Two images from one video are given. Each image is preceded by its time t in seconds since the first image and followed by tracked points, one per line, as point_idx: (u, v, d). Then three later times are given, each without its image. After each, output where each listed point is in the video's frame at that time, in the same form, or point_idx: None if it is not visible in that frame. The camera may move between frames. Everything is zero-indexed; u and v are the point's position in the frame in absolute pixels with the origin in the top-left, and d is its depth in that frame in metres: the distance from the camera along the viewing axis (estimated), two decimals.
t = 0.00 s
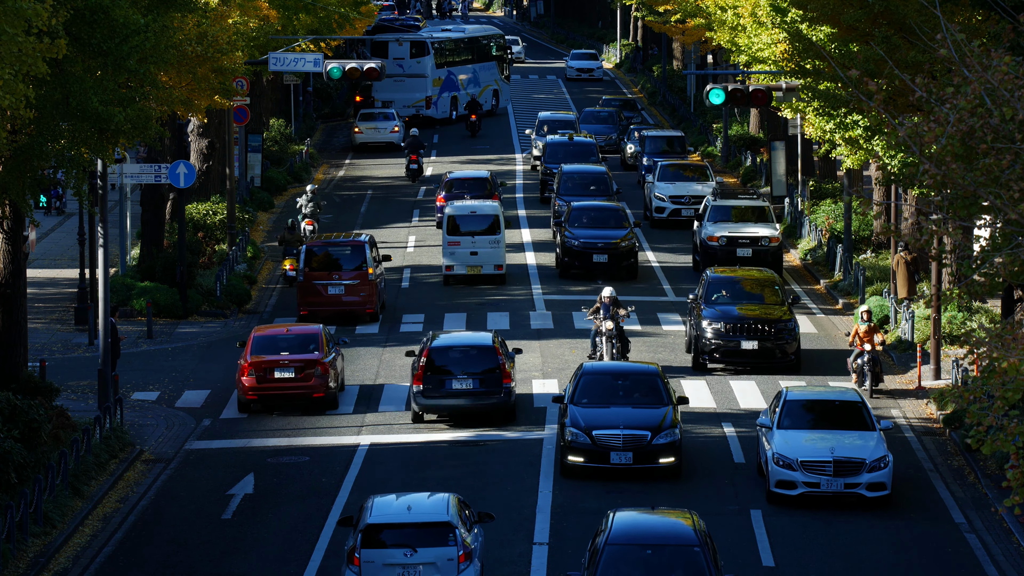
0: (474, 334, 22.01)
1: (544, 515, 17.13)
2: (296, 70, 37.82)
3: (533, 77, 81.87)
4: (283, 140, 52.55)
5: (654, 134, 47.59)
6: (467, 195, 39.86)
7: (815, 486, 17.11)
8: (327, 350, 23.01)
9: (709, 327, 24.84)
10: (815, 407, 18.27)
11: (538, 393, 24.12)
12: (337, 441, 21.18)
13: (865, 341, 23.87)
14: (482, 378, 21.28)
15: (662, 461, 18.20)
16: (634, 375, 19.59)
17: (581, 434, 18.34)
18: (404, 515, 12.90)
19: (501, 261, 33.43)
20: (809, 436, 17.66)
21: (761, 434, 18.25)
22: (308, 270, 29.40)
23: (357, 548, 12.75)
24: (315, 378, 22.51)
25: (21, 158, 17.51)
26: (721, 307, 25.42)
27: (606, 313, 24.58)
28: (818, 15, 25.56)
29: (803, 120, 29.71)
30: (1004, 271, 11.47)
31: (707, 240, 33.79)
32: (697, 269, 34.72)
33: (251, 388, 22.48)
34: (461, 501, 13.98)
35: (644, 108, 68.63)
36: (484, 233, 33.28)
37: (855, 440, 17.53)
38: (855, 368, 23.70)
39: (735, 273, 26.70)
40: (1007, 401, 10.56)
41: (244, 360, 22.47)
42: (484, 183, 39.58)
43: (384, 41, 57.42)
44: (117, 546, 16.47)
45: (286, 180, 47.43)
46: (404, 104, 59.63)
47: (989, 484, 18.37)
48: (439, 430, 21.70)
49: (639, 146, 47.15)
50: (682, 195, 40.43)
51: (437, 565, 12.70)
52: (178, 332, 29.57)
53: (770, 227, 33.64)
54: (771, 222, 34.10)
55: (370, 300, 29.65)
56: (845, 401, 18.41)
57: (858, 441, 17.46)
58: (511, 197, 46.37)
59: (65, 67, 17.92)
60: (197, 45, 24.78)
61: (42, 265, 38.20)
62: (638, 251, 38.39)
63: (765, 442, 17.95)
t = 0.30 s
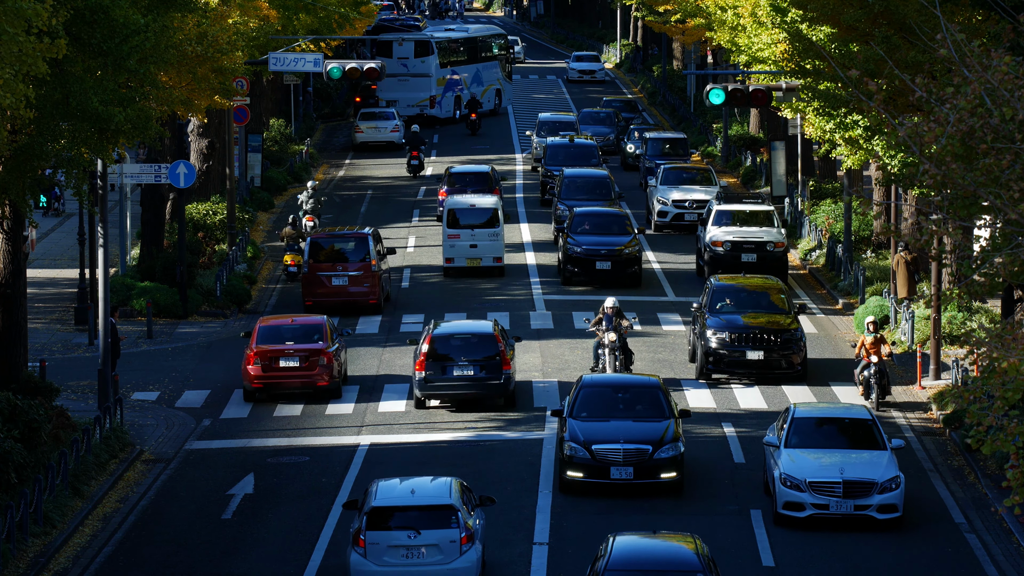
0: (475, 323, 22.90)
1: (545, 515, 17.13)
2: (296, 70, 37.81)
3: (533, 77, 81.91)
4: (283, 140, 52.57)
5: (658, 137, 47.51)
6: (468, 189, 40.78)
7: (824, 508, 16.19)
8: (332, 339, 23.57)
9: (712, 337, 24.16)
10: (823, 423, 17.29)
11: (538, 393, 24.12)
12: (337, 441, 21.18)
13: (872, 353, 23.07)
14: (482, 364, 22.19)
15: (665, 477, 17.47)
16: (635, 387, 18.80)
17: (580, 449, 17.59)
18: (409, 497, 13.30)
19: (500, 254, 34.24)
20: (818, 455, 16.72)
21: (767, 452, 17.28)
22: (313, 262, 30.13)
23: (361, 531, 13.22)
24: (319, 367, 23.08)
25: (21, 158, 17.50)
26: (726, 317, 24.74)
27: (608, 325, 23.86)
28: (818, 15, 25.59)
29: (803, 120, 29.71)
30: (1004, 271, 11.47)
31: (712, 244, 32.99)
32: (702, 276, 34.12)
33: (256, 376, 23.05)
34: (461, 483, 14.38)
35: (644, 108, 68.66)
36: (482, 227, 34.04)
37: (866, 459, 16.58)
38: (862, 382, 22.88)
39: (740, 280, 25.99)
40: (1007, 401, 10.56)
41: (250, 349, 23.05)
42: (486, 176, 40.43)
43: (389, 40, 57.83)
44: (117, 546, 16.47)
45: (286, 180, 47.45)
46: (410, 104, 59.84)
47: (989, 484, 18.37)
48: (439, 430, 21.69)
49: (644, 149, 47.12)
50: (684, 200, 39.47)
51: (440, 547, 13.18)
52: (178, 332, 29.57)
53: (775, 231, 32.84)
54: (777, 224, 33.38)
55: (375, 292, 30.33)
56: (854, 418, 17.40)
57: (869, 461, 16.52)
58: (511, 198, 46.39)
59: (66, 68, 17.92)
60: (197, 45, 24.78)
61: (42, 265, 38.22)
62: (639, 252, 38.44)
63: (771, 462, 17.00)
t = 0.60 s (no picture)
0: (475, 312, 23.89)
1: (545, 515, 17.14)
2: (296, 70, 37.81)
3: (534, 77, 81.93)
4: (283, 140, 52.57)
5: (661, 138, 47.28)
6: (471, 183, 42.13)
7: (833, 531, 15.37)
8: (335, 332, 24.39)
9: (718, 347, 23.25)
10: (832, 444, 16.47)
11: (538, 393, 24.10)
12: (337, 441, 21.17)
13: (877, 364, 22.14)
14: (483, 351, 23.17)
15: (667, 493, 16.69)
16: (637, 400, 18.00)
17: (581, 465, 16.81)
18: (412, 481, 13.96)
19: (499, 246, 35.27)
20: (827, 476, 15.91)
21: (774, 473, 16.46)
22: (319, 255, 31.08)
23: (366, 513, 13.95)
24: (323, 357, 23.89)
25: (22, 158, 17.51)
26: (731, 326, 23.79)
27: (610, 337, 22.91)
28: (818, 15, 25.61)
29: (803, 120, 29.72)
30: (1004, 271, 11.46)
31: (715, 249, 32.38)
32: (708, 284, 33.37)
33: (262, 366, 23.87)
34: (462, 466, 15.03)
35: (644, 108, 68.67)
36: (482, 220, 35.06)
37: (877, 481, 15.76)
38: (869, 394, 21.96)
39: (745, 288, 25.06)
40: (1007, 401, 10.57)
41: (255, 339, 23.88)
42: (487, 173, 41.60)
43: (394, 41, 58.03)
44: (117, 546, 16.47)
45: (286, 180, 47.45)
46: (414, 101, 59.95)
47: (989, 484, 18.37)
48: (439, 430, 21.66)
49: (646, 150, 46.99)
50: (687, 205, 38.97)
51: (441, 529, 13.89)
52: (178, 332, 29.57)
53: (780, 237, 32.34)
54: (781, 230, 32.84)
55: (380, 286, 31.27)
56: (863, 437, 16.58)
57: (880, 482, 15.71)
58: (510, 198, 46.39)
59: (66, 68, 17.91)
60: (197, 45, 24.79)
61: (42, 265, 38.22)
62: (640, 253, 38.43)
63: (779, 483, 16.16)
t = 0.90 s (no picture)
0: (476, 300, 24.75)
1: (544, 515, 17.13)
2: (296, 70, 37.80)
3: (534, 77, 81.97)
4: (283, 140, 52.57)
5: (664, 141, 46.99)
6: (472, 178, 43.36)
7: (843, 557, 14.46)
8: (339, 323, 24.99)
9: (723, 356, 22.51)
10: (841, 464, 15.55)
11: (538, 393, 24.08)
12: (337, 441, 21.16)
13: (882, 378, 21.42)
14: (483, 339, 24.06)
15: (671, 510, 16.03)
16: (639, 414, 17.35)
17: (581, 481, 16.17)
18: (415, 466, 14.78)
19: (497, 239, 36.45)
20: (837, 499, 15.01)
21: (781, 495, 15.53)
22: (325, 249, 31.81)
23: (371, 496, 14.73)
24: (326, 349, 24.50)
25: (21, 158, 17.52)
26: (736, 336, 23.04)
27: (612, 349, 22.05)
28: (818, 15, 25.59)
29: (803, 120, 29.72)
30: (1004, 271, 11.46)
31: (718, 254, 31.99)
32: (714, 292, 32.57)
33: (267, 357, 24.52)
34: (464, 452, 15.84)
35: (644, 108, 68.69)
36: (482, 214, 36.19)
37: (889, 504, 14.85)
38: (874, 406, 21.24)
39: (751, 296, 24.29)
40: (1007, 400, 10.57)
41: (260, 330, 24.51)
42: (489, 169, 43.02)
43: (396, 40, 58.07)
44: (117, 546, 16.47)
45: (286, 180, 47.45)
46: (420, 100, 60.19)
47: (989, 484, 18.37)
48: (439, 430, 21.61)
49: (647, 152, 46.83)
50: (690, 209, 38.71)
51: (444, 512, 14.66)
52: (178, 332, 29.56)
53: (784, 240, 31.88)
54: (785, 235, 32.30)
55: (385, 279, 31.92)
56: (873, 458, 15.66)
57: (892, 506, 14.80)
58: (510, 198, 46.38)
59: (66, 68, 17.92)
60: (197, 44, 24.79)
61: (42, 265, 38.22)
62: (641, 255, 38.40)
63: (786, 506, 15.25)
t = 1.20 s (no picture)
0: (477, 290, 25.67)
1: (544, 515, 17.13)
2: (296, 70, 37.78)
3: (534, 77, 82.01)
4: (283, 140, 52.57)
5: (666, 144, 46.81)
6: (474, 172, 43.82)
7: None
8: (342, 313, 25.68)
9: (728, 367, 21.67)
10: (852, 487, 14.68)
11: (538, 393, 24.06)
12: (337, 441, 21.16)
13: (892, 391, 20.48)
14: (484, 327, 24.94)
15: (675, 527, 15.33)
16: (640, 427, 16.64)
17: (582, 498, 15.48)
18: (419, 451, 15.37)
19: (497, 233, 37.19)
20: (848, 523, 14.18)
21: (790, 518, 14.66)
22: (332, 242, 32.55)
23: (376, 480, 15.27)
24: (330, 338, 25.19)
25: (21, 158, 17.54)
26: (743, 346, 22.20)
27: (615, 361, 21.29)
28: (818, 15, 25.58)
29: (803, 120, 29.72)
30: (1004, 271, 11.46)
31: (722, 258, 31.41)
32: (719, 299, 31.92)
33: (272, 347, 25.22)
34: (465, 438, 16.44)
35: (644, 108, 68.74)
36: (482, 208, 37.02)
37: (902, 530, 14.03)
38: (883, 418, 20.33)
39: (758, 304, 23.42)
40: (1007, 400, 10.57)
41: (266, 322, 25.23)
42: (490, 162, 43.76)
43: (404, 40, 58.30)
44: (117, 546, 16.46)
45: (286, 180, 47.45)
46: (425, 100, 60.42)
47: (989, 484, 18.38)
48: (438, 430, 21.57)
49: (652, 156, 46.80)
50: (693, 213, 38.63)
51: (448, 495, 15.20)
52: (178, 332, 29.56)
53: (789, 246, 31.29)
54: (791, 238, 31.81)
55: (392, 271, 32.69)
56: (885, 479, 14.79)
57: (905, 532, 13.97)
58: (510, 198, 46.40)
59: (66, 67, 17.92)
60: (197, 44, 24.79)
61: (42, 265, 38.22)
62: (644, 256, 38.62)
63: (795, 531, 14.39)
